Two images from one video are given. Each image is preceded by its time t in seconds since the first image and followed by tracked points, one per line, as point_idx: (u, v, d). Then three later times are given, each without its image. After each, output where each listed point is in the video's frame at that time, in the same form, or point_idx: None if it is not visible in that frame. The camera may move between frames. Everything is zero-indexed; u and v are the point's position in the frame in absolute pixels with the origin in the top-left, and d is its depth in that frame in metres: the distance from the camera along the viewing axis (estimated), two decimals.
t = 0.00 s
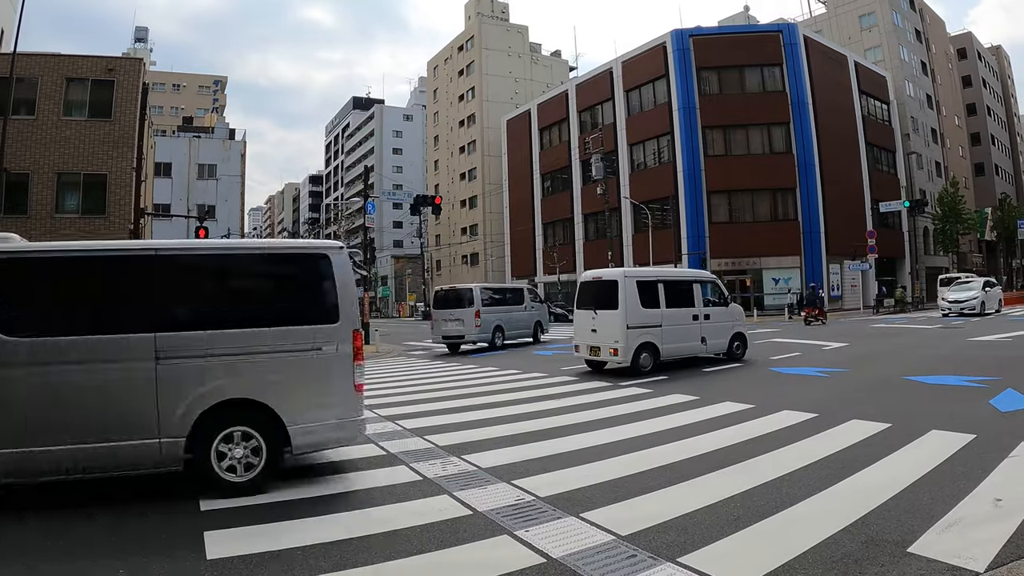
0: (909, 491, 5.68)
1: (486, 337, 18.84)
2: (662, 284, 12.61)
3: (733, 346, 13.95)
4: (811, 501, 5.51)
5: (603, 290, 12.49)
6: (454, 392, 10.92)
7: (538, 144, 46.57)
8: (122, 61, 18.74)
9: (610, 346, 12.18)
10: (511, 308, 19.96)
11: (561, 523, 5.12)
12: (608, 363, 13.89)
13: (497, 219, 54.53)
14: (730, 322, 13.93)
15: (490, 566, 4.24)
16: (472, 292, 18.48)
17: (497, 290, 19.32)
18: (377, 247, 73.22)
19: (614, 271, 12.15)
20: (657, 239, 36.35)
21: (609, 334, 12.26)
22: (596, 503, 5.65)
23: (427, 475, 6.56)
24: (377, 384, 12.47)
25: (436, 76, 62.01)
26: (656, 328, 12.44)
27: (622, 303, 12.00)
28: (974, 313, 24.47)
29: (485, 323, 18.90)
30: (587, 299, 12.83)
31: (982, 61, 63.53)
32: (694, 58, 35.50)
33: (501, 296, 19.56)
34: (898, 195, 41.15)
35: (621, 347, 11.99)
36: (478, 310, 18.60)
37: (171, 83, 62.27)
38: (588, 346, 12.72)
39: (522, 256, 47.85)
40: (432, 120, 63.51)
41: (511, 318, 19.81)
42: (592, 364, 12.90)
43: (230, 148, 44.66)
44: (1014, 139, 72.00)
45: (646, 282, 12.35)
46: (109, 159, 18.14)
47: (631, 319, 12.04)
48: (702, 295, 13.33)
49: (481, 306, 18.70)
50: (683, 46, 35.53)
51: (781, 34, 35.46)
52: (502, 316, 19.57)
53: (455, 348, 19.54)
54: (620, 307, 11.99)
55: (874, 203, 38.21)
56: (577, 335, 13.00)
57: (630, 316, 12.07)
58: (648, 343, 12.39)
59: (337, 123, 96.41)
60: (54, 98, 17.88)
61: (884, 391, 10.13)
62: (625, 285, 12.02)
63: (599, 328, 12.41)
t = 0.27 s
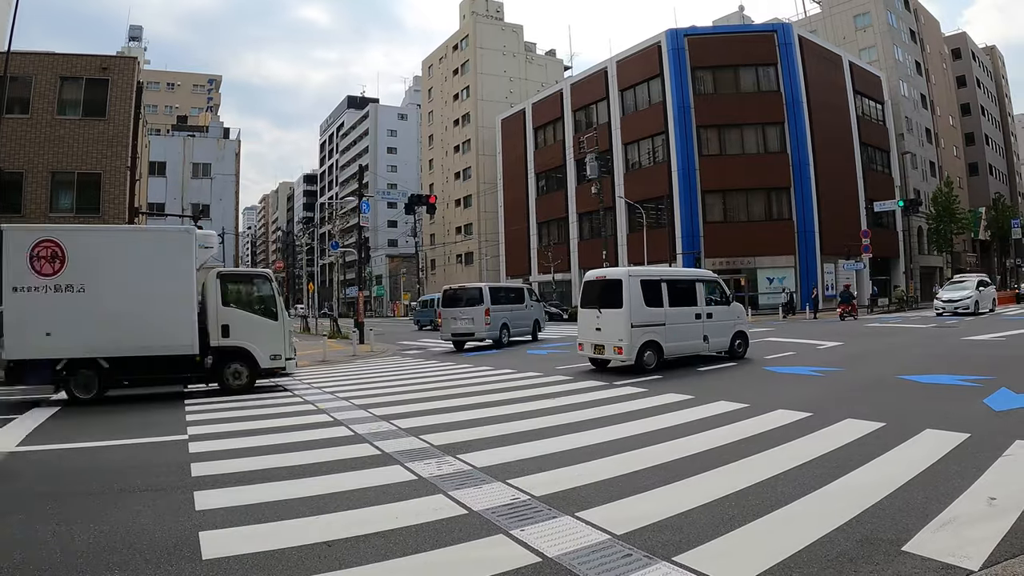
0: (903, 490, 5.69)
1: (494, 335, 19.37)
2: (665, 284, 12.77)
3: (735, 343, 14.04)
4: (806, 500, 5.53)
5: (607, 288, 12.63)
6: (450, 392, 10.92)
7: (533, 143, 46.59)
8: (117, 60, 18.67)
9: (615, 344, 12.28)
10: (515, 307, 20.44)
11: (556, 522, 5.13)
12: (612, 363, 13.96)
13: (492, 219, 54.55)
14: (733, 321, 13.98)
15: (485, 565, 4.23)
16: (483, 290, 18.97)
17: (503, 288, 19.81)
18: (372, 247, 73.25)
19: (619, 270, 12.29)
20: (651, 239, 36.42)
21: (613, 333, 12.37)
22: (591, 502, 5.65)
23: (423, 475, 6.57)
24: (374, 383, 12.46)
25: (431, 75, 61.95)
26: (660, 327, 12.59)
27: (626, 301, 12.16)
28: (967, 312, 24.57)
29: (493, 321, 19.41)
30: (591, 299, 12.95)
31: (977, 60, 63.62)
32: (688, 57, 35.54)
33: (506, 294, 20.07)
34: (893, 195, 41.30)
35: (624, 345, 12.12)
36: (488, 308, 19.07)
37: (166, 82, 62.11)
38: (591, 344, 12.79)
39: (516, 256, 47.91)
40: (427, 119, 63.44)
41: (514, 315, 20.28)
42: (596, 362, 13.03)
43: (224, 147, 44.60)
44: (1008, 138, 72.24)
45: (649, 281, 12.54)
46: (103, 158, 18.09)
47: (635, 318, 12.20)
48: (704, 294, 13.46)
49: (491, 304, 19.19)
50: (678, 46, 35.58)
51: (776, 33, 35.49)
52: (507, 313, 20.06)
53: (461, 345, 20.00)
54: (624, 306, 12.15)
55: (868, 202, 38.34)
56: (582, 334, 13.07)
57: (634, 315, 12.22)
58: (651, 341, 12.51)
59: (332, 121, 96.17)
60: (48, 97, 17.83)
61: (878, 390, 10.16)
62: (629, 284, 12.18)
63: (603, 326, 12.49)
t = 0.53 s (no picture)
0: (898, 488, 5.72)
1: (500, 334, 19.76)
2: (668, 282, 12.83)
3: (736, 342, 14.11)
4: (801, 499, 5.54)
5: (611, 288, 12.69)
6: (445, 392, 10.90)
7: (527, 143, 46.58)
8: (111, 58, 18.65)
9: (618, 343, 12.39)
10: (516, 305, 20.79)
11: (552, 521, 5.14)
12: (615, 360, 14.10)
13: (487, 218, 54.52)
14: (733, 319, 14.05)
15: (479, 565, 4.23)
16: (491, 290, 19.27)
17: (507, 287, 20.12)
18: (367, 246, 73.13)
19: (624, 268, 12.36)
20: (646, 238, 36.46)
21: (617, 331, 12.46)
22: (585, 502, 5.65)
23: (418, 474, 6.56)
24: (368, 383, 12.42)
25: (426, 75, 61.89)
26: (663, 325, 12.68)
27: (630, 300, 12.23)
28: (962, 312, 24.66)
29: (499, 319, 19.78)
30: (595, 298, 13.02)
31: (972, 60, 63.84)
32: (684, 57, 35.54)
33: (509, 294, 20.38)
34: (887, 195, 41.41)
35: (628, 343, 12.20)
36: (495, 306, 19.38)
37: (161, 81, 61.93)
38: (595, 342, 12.97)
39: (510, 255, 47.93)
40: (422, 118, 63.36)
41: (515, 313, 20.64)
42: (599, 360, 13.13)
43: (219, 146, 44.50)
44: (1002, 137, 72.45)
45: (652, 280, 12.60)
46: (97, 156, 18.02)
47: (639, 316, 12.27)
48: (706, 293, 13.52)
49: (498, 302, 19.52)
50: (673, 45, 35.58)
51: (771, 33, 35.56)
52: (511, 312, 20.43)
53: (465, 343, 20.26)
54: (628, 304, 12.22)
55: (863, 202, 38.43)
56: (586, 331, 13.22)
57: (638, 313, 12.30)
58: (655, 340, 12.60)
59: (327, 120, 95.94)
60: (42, 96, 17.80)
61: (873, 390, 10.19)
62: (633, 283, 12.25)
63: (607, 325, 12.61)
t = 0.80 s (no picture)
0: (892, 487, 5.73)
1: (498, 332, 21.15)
2: (671, 282, 12.90)
3: (738, 341, 14.14)
4: (797, 497, 5.55)
5: (615, 287, 12.77)
6: (441, 390, 10.90)
7: (523, 142, 46.59)
8: (107, 57, 18.61)
9: (622, 341, 12.41)
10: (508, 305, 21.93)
11: (548, 521, 5.14)
12: (618, 358, 14.13)
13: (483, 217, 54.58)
14: (735, 318, 14.07)
15: (474, 565, 4.23)
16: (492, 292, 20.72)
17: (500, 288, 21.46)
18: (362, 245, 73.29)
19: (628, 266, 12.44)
20: (642, 238, 36.53)
21: (621, 329, 12.49)
22: (581, 501, 5.64)
23: (413, 473, 6.56)
24: (363, 381, 12.41)
25: (422, 74, 61.83)
26: (666, 324, 12.73)
27: (633, 299, 12.29)
28: (957, 311, 24.73)
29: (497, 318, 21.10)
30: (600, 297, 13.11)
31: (968, 60, 64.01)
32: (679, 56, 35.56)
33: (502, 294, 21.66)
34: (883, 194, 41.51)
35: (632, 342, 12.22)
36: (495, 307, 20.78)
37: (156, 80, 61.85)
38: (599, 340, 13.00)
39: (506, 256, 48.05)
40: (418, 117, 63.33)
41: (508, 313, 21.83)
42: (603, 358, 13.12)
43: (214, 146, 44.45)
44: (997, 137, 72.64)
45: (656, 279, 12.66)
46: (93, 155, 17.97)
47: (642, 315, 12.32)
48: (708, 292, 13.59)
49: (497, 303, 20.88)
50: (669, 44, 35.61)
51: (767, 33, 35.60)
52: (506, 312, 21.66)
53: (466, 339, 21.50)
54: (632, 302, 12.28)
55: (859, 201, 38.53)
56: (590, 330, 13.28)
57: (642, 312, 12.34)
58: (658, 338, 12.64)
59: (322, 119, 95.79)
60: (38, 94, 17.78)
61: (867, 389, 10.21)
62: (636, 282, 12.32)
63: (611, 323, 12.67)
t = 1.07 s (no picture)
0: (888, 486, 5.75)
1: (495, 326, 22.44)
2: (674, 281, 12.94)
3: (739, 339, 14.18)
4: (793, 496, 5.56)
5: (619, 285, 12.79)
6: (438, 389, 10.90)
7: (519, 142, 46.54)
8: (103, 56, 18.56)
9: (626, 340, 12.42)
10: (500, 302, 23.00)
11: (544, 520, 5.14)
12: (620, 357, 14.14)
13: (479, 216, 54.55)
14: (736, 317, 14.09)
15: (469, 564, 4.23)
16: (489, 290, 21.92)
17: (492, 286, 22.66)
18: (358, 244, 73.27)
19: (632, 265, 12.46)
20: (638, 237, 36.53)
21: (624, 328, 12.51)
22: (577, 500, 5.65)
23: (409, 472, 6.56)
24: (360, 380, 12.41)
25: (418, 73, 61.74)
26: (669, 322, 12.75)
27: (637, 297, 12.30)
28: (953, 311, 24.80)
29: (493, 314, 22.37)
30: (603, 296, 13.12)
31: (963, 61, 64.18)
32: (675, 56, 35.57)
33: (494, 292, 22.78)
34: (878, 194, 41.59)
35: (636, 340, 12.24)
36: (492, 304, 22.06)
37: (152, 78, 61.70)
38: (602, 339, 13.00)
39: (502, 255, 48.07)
40: (414, 116, 63.26)
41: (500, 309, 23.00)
42: (606, 356, 13.14)
43: (210, 144, 44.32)
44: (993, 137, 72.76)
45: (658, 278, 12.70)
46: (88, 154, 17.93)
47: (646, 313, 12.34)
48: (710, 291, 13.64)
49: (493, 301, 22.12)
50: (665, 44, 35.61)
51: (763, 32, 35.61)
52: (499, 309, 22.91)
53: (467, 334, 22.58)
54: (635, 301, 12.29)
55: (854, 201, 38.60)
56: (593, 329, 13.27)
57: (645, 310, 12.37)
58: (661, 337, 12.67)
59: (319, 118, 95.61)
60: (33, 93, 17.75)
61: (863, 388, 10.23)
62: (640, 281, 12.35)
63: (614, 322, 12.68)
